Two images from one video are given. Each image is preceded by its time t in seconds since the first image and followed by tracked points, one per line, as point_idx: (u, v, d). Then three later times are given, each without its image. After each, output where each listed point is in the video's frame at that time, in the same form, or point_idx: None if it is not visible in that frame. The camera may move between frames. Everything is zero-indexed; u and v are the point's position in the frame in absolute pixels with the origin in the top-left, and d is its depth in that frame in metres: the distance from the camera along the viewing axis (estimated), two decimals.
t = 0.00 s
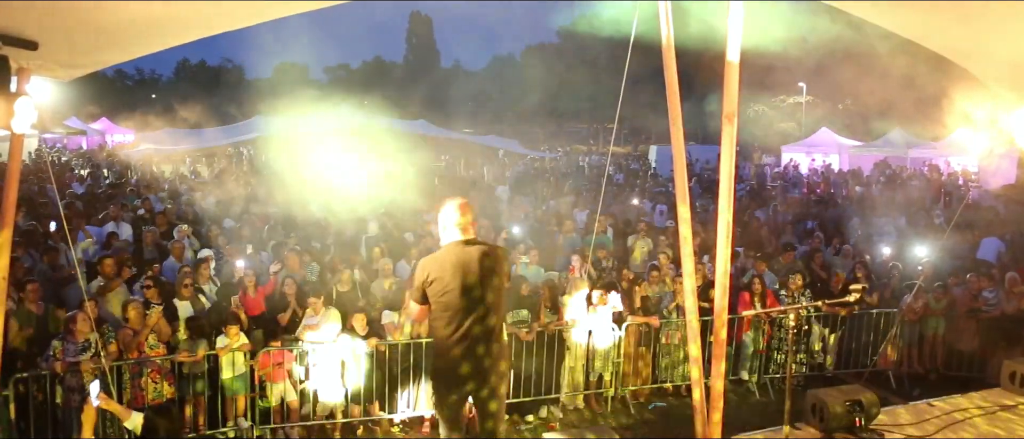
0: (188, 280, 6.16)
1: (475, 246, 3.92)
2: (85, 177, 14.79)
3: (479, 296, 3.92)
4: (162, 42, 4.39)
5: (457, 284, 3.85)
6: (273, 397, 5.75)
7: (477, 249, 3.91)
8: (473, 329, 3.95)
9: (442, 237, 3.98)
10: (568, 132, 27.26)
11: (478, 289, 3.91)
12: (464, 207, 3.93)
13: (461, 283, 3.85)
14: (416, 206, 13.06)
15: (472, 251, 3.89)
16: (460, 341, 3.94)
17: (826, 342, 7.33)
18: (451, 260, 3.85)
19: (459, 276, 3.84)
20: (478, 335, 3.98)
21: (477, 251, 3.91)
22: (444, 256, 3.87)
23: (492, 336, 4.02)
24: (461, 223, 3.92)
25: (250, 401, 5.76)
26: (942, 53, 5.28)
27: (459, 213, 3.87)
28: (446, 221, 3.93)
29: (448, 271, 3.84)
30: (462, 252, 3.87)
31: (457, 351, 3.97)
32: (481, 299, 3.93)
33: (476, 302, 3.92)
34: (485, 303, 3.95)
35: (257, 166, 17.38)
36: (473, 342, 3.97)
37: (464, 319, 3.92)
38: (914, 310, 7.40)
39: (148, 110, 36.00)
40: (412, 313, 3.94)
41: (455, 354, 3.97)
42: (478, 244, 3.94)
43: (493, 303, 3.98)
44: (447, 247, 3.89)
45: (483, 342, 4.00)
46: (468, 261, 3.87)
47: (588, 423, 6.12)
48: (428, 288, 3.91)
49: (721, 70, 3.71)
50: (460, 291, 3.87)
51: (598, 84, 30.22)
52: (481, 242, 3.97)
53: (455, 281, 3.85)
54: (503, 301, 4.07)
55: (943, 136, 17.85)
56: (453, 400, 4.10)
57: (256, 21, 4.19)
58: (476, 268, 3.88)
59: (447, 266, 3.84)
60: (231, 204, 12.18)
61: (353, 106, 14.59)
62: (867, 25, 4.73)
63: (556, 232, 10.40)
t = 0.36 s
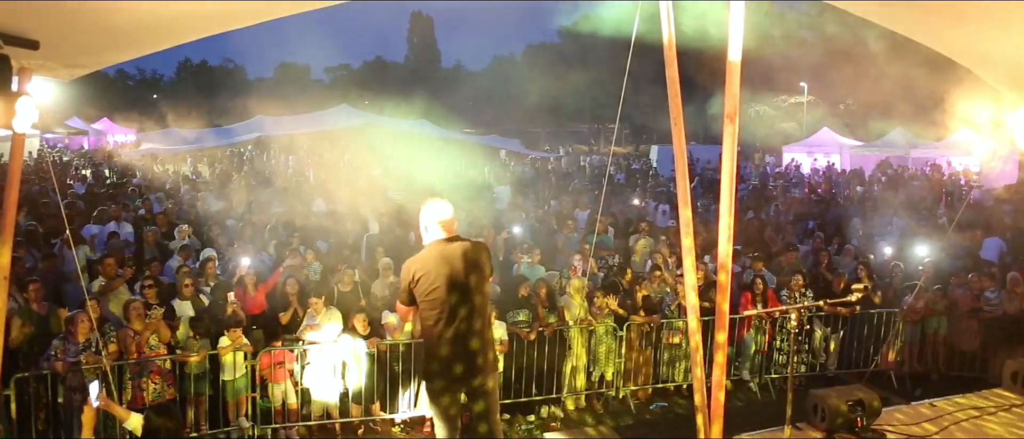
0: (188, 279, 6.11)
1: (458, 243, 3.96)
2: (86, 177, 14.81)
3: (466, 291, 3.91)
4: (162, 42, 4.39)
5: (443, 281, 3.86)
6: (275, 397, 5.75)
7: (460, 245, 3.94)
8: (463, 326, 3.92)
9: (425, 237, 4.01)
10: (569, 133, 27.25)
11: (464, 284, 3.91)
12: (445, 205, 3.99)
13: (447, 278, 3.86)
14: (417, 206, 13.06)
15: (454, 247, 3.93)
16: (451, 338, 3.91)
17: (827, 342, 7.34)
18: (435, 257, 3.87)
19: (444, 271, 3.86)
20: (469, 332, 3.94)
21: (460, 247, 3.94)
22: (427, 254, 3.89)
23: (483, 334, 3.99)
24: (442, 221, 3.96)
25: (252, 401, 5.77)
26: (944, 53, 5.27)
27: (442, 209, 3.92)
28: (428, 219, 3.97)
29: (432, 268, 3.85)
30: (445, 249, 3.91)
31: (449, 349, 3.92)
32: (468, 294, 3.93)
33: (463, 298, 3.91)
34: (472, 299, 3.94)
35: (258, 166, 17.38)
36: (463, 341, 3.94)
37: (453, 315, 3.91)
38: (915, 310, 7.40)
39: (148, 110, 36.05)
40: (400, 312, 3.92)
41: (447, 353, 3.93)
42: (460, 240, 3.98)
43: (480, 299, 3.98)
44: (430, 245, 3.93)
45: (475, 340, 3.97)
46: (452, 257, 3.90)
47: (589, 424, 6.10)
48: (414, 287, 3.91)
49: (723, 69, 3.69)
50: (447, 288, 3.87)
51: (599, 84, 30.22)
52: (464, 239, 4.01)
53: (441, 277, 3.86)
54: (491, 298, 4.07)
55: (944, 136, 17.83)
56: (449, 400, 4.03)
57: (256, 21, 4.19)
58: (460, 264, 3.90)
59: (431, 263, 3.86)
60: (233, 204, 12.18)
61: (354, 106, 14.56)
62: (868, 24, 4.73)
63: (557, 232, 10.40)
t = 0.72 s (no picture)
0: (187, 280, 6.03)
1: (453, 242, 3.96)
2: (87, 177, 14.83)
3: (462, 291, 3.92)
4: (163, 42, 4.40)
5: (440, 280, 3.85)
6: (276, 397, 5.75)
7: (455, 244, 3.94)
8: (460, 326, 3.92)
9: (420, 237, 4.00)
10: (570, 133, 27.25)
11: (460, 283, 3.92)
12: (441, 204, 3.98)
13: (444, 277, 3.86)
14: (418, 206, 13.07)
15: (450, 246, 3.93)
16: (450, 339, 3.90)
17: (827, 342, 7.34)
18: (432, 257, 3.86)
19: (441, 271, 3.85)
20: (467, 332, 3.93)
21: (455, 246, 3.94)
22: (423, 254, 3.88)
23: (480, 333, 4.00)
24: (438, 220, 3.95)
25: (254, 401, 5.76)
26: (945, 52, 5.26)
27: (439, 209, 3.91)
28: (423, 218, 3.96)
29: (430, 267, 3.84)
30: (440, 248, 3.90)
31: (447, 348, 3.91)
32: (465, 294, 3.94)
33: (460, 298, 3.91)
34: (469, 298, 3.95)
35: (259, 166, 17.39)
36: (460, 341, 3.93)
37: (450, 315, 3.91)
38: (916, 310, 7.38)
39: (149, 110, 36.10)
40: (398, 312, 3.90)
41: (445, 353, 3.92)
42: (455, 240, 3.97)
43: (477, 298, 3.99)
44: (426, 245, 3.91)
45: (472, 340, 3.97)
46: (448, 256, 3.89)
47: (590, 423, 6.12)
48: (411, 287, 3.89)
49: (724, 68, 3.68)
50: (444, 287, 3.87)
51: (600, 84, 30.21)
52: (459, 238, 4.01)
53: (438, 276, 3.85)
54: (486, 297, 4.08)
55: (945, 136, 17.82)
56: (447, 401, 4.02)
57: (256, 20, 4.18)
58: (456, 263, 3.90)
59: (427, 263, 3.85)
60: (233, 204, 12.20)
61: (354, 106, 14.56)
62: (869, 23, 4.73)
63: (558, 232, 10.40)
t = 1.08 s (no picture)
0: (188, 280, 5.99)
1: (456, 241, 3.96)
2: (87, 177, 14.83)
3: (465, 290, 3.93)
4: (163, 41, 4.41)
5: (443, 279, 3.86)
6: (276, 397, 5.75)
7: (458, 243, 3.94)
8: (462, 326, 3.93)
9: (423, 236, 3.99)
10: (570, 133, 27.25)
11: (463, 283, 3.93)
12: (445, 202, 3.98)
13: (447, 277, 3.86)
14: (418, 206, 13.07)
15: (454, 245, 3.92)
16: (450, 338, 3.91)
17: (827, 342, 7.34)
18: (435, 256, 3.86)
19: (444, 271, 3.86)
20: (469, 331, 3.95)
21: (459, 245, 3.94)
22: (426, 252, 3.88)
23: (482, 333, 4.00)
24: (440, 219, 3.95)
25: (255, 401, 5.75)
26: (947, 52, 5.25)
27: (442, 208, 3.90)
28: (427, 217, 3.95)
29: (432, 266, 3.85)
30: (444, 247, 3.90)
31: (449, 348, 3.93)
32: (467, 294, 3.95)
33: (463, 297, 3.93)
34: (472, 297, 3.96)
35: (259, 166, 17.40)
36: (462, 341, 3.94)
37: (452, 315, 3.92)
38: (916, 309, 7.37)
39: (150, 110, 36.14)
40: (400, 311, 3.90)
41: (446, 352, 3.93)
42: (459, 238, 3.98)
43: (479, 297, 4.00)
44: (429, 244, 3.91)
45: (474, 340, 3.97)
46: (451, 255, 3.89)
47: (591, 423, 6.12)
48: (413, 286, 3.90)
49: (724, 67, 3.68)
50: (446, 286, 3.87)
51: (600, 84, 30.21)
52: (462, 237, 4.00)
53: (440, 276, 3.86)
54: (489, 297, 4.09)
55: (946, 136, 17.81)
56: (448, 400, 4.03)
57: (256, 19, 4.18)
58: (459, 262, 3.90)
59: (430, 262, 3.85)
60: (233, 204, 12.21)
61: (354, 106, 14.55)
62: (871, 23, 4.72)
63: (558, 232, 10.41)
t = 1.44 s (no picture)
0: (188, 280, 5.99)
1: (458, 241, 3.94)
2: (88, 176, 14.83)
3: (466, 290, 3.92)
4: (162, 40, 4.41)
5: (444, 279, 3.84)
6: (276, 397, 5.75)
7: (460, 243, 3.93)
8: (462, 327, 3.93)
9: (425, 234, 3.98)
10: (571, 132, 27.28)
11: (464, 282, 3.91)
12: (448, 201, 3.97)
13: (448, 277, 3.85)
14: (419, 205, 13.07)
15: (455, 245, 3.91)
16: (451, 338, 3.91)
17: (828, 341, 7.34)
18: (437, 256, 3.85)
19: (446, 271, 3.84)
20: (469, 332, 3.94)
21: (460, 245, 3.92)
22: (428, 252, 3.86)
23: (483, 333, 3.99)
24: (442, 218, 3.93)
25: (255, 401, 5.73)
26: (949, 50, 5.22)
27: (445, 207, 3.89)
28: (429, 216, 3.94)
29: (434, 266, 3.83)
30: (446, 247, 3.88)
31: (449, 348, 3.92)
32: (468, 294, 3.93)
33: (463, 297, 3.92)
34: (473, 298, 3.95)
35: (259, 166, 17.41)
36: (462, 342, 3.93)
37: (452, 314, 3.90)
38: (917, 308, 7.36)
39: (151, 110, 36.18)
40: (401, 311, 3.89)
41: (446, 352, 3.93)
42: (460, 238, 3.96)
43: (480, 297, 3.98)
44: (431, 243, 3.90)
45: (474, 340, 3.96)
46: (452, 255, 3.87)
47: (592, 423, 6.10)
48: (415, 286, 3.88)
49: (724, 66, 3.66)
50: (448, 286, 3.86)
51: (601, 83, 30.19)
52: (464, 237, 3.99)
53: (442, 276, 3.84)
54: (491, 297, 4.07)
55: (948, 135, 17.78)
56: (448, 401, 4.04)
57: (256, 19, 4.18)
58: (460, 262, 3.88)
59: (432, 262, 3.83)
60: (233, 203, 12.20)
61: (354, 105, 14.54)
62: (872, 22, 4.70)
63: (559, 231, 10.41)
